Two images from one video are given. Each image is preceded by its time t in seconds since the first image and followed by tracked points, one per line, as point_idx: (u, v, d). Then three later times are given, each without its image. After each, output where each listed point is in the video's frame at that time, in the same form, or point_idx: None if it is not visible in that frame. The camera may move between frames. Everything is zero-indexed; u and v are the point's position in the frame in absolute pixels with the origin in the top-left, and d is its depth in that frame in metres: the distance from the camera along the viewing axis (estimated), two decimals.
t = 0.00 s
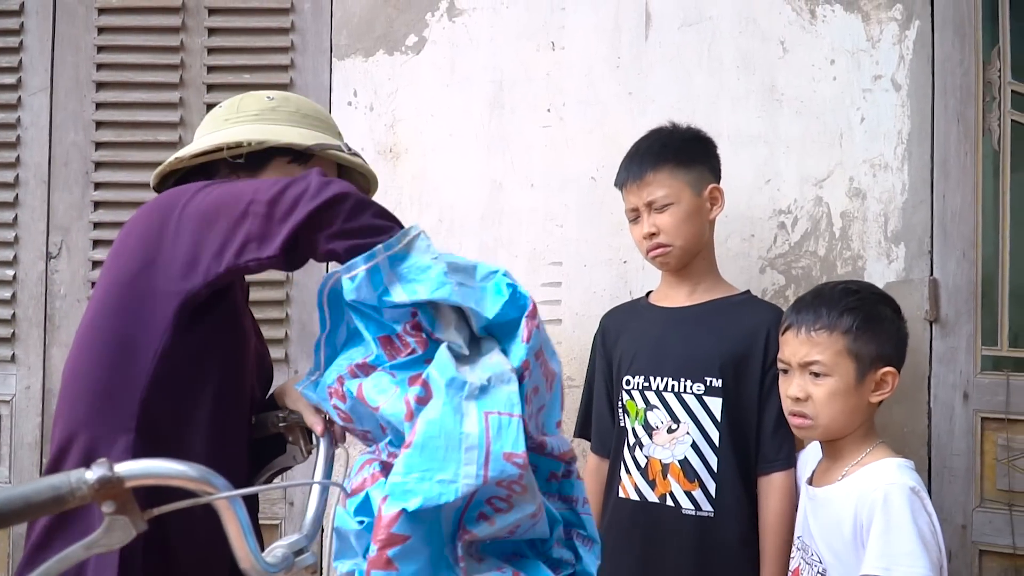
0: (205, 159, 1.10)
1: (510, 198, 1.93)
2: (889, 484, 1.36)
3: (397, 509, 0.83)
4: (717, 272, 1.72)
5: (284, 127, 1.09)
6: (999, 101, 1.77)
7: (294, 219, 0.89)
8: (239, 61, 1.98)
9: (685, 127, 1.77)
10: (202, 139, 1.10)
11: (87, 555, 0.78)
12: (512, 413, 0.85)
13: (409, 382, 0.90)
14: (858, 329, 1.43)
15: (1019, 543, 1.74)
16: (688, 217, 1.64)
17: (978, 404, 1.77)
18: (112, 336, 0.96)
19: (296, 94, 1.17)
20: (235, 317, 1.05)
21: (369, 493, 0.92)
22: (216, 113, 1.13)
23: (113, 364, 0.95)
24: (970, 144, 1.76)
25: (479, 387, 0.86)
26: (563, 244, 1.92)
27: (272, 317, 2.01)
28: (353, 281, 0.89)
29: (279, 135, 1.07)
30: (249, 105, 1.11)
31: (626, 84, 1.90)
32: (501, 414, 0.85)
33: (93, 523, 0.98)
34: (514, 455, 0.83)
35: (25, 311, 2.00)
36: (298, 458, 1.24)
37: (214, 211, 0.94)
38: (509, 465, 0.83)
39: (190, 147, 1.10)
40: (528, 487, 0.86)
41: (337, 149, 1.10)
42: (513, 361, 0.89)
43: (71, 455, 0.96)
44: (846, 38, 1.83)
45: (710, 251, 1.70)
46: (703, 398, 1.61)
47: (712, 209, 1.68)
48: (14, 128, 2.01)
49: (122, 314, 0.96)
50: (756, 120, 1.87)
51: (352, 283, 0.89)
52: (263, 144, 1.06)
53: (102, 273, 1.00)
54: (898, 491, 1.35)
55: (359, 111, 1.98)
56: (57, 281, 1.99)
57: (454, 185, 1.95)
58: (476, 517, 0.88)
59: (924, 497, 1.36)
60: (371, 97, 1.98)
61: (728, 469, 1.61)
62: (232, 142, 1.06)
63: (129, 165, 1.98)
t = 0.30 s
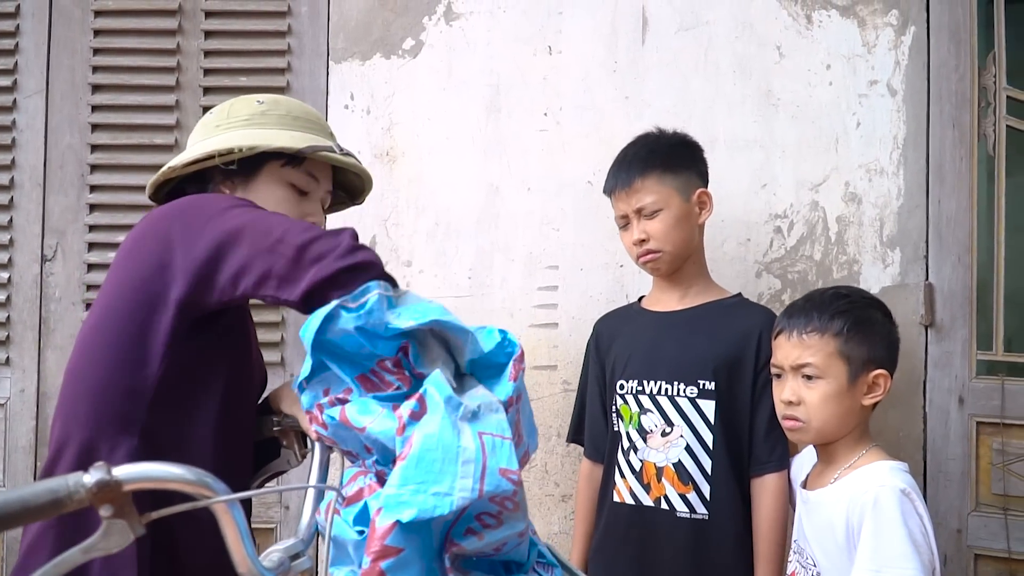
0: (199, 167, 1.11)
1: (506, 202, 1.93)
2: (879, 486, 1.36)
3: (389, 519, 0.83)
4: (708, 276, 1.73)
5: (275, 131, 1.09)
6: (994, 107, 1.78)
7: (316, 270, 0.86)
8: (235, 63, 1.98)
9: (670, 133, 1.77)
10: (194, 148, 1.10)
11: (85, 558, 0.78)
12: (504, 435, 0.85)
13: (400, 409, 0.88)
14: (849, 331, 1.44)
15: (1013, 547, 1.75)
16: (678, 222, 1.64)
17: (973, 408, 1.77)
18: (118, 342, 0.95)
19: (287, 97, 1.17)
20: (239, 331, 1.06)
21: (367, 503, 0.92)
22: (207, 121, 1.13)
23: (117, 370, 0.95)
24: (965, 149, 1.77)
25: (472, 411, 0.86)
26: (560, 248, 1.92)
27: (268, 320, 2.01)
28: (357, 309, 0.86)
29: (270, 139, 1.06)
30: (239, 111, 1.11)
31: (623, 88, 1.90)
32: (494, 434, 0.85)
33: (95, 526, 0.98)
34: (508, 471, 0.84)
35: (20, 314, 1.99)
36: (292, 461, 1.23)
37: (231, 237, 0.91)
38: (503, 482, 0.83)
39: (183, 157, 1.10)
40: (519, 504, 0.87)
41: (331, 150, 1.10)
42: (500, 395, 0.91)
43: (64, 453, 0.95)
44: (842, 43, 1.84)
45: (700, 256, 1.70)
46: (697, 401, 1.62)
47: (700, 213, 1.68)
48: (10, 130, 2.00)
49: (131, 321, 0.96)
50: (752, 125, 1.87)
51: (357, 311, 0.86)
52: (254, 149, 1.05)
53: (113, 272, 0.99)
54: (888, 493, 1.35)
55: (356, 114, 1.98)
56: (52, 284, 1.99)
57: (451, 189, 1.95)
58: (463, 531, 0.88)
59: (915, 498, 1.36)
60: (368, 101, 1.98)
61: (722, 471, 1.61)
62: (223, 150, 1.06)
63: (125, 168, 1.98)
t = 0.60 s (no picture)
0: (182, 161, 1.10)
1: (505, 204, 1.93)
2: (877, 488, 1.36)
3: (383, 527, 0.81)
4: (711, 282, 1.73)
5: (257, 121, 1.09)
6: (995, 112, 1.78)
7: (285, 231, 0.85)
8: (235, 64, 1.97)
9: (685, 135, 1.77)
10: (176, 143, 1.10)
11: (81, 562, 0.78)
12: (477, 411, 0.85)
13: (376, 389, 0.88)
14: (853, 340, 1.43)
15: (1011, 553, 1.74)
16: (685, 226, 1.64)
17: (971, 414, 1.77)
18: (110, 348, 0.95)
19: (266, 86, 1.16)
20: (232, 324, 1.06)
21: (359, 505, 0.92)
22: (186, 115, 1.13)
23: (116, 369, 0.94)
24: (965, 155, 1.76)
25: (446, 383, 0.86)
26: (559, 251, 1.91)
27: (266, 321, 2.00)
28: (306, 275, 0.86)
29: (254, 130, 1.06)
30: (219, 102, 1.11)
31: (623, 91, 1.89)
32: (471, 413, 0.84)
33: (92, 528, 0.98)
34: (493, 451, 0.83)
35: (17, 314, 1.99)
36: (293, 464, 1.22)
37: (203, 221, 0.91)
38: (486, 463, 0.83)
39: (165, 152, 1.10)
40: (508, 481, 0.86)
41: (314, 135, 1.10)
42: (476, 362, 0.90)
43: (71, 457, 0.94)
44: (842, 47, 1.83)
45: (705, 261, 1.70)
46: (698, 406, 1.61)
47: (708, 219, 1.68)
48: (7, 129, 1.99)
49: (124, 319, 0.95)
50: (752, 129, 1.87)
51: (306, 278, 0.86)
52: (238, 140, 1.05)
53: (102, 274, 0.98)
54: (886, 495, 1.34)
55: (355, 115, 1.98)
56: (49, 284, 1.98)
57: (450, 191, 1.95)
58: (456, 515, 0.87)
59: (913, 500, 1.35)
60: (367, 102, 1.97)
61: (722, 478, 1.61)
62: (207, 142, 1.05)
63: (123, 168, 1.97)
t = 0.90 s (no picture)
0: (163, 155, 1.10)
1: (505, 204, 1.92)
2: (886, 495, 1.35)
3: (393, 523, 0.81)
4: (715, 284, 1.72)
5: (232, 106, 1.09)
6: (994, 117, 1.77)
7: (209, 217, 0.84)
8: (234, 62, 1.96)
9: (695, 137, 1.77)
10: (153, 137, 1.10)
11: (81, 569, 0.75)
12: (485, 402, 0.84)
13: (386, 382, 0.88)
14: (855, 339, 1.43)
15: (1010, 556, 1.75)
16: (689, 228, 1.64)
17: (971, 417, 1.77)
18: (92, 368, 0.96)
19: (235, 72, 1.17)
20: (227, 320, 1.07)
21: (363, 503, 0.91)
22: (160, 109, 1.13)
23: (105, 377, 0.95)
24: (966, 158, 1.76)
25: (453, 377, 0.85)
26: (559, 251, 1.91)
27: (264, 320, 1.99)
28: (303, 283, 0.85)
29: (232, 114, 1.07)
30: (189, 92, 1.11)
31: (624, 91, 1.89)
32: (480, 404, 0.84)
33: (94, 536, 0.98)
34: (503, 443, 0.83)
35: (13, 312, 1.97)
36: (295, 465, 1.23)
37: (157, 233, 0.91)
38: (496, 456, 0.82)
39: (143, 148, 1.10)
40: (519, 474, 0.85)
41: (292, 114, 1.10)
42: (481, 350, 0.89)
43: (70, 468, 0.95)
44: (844, 49, 1.83)
45: (708, 263, 1.70)
46: (699, 409, 1.61)
47: (713, 221, 1.68)
48: (3, 126, 1.97)
49: (109, 328, 0.96)
50: (753, 130, 1.86)
51: (304, 286, 0.86)
52: (217, 125, 1.05)
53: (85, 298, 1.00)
54: (895, 502, 1.34)
55: (355, 114, 1.97)
56: (46, 282, 1.96)
57: (450, 190, 1.94)
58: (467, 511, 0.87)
59: (920, 507, 1.35)
60: (367, 101, 1.96)
61: (723, 481, 1.60)
62: (187, 132, 1.06)
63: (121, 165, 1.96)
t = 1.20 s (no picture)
0: (149, 149, 1.08)
1: (506, 204, 1.91)
2: (892, 499, 1.35)
3: (405, 526, 0.80)
4: (710, 285, 1.72)
5: (213, 91, 1.08)
6: (997, 121, 1.78)
7: (230, 203, 0.85)
8: (233, 57, 1.94)
9: (682, 140, 1.75)
10: (134, 132, 1.08)
11: None
12: (509, 410, 0.85)
13: (409, 382, 0.88)
14: (843, 336, 1.45)
15: (1007, 561, 1.75)
16: (684, 229, 1.63)
17: (970, 422, 1.77)
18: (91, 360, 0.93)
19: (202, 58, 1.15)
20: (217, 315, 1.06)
21: (368, 509, 0.91)
22: (133, 103, 1.10)
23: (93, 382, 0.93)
24: (968, 163, 1.77)
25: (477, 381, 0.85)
26: (560, 252, 1.90)
27: (262, 320, 1.97)
28: (358, 235, 0.90)
29: (218, 99, 1.06)
30: (165, 82, 1.10)
31: (627, 93, 1.88)
32: (502, 412, 0.84)
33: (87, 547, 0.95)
34: (522, 455, 0.83)
35: (6, 309, 1.94)
36: (295, 466, 1.20)
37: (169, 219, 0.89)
38: (514, 464, 0.82)
39: (127, 145, 1.07)
40: (535, 487, 0.86)
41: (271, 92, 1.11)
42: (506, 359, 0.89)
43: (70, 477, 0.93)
44: (847, 53, 1.83)
45: (703, 264, 1.70)
46: (696, 411, 1.60)
47: (707, 223, 1.68)
48: None
49: (94, 332, 0.94)
50: (756, 133, 1.86)
51: (356, 240, 0.90)
52: (207, 111, 1.05)
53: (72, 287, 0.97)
54: (901, 507, 1.34)
55: (356, 112, 1.95)
56: (40, 279, 1.94)
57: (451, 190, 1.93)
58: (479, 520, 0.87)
59: (925, 511, 1.35)
60: (368, 99, 1.95)
61: (720, 482, 1.60)
62: (177, 120, 1.04)
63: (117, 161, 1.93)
